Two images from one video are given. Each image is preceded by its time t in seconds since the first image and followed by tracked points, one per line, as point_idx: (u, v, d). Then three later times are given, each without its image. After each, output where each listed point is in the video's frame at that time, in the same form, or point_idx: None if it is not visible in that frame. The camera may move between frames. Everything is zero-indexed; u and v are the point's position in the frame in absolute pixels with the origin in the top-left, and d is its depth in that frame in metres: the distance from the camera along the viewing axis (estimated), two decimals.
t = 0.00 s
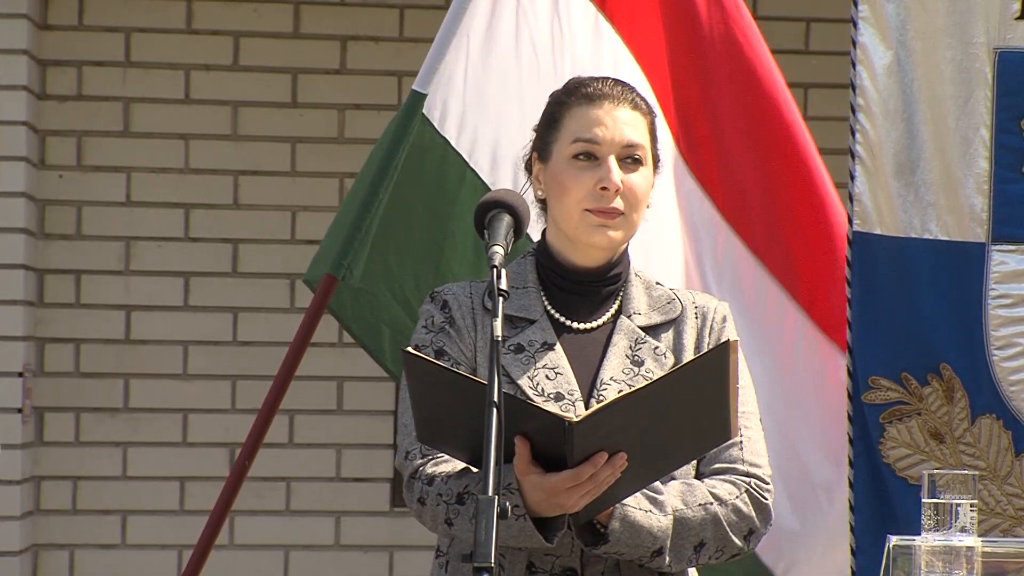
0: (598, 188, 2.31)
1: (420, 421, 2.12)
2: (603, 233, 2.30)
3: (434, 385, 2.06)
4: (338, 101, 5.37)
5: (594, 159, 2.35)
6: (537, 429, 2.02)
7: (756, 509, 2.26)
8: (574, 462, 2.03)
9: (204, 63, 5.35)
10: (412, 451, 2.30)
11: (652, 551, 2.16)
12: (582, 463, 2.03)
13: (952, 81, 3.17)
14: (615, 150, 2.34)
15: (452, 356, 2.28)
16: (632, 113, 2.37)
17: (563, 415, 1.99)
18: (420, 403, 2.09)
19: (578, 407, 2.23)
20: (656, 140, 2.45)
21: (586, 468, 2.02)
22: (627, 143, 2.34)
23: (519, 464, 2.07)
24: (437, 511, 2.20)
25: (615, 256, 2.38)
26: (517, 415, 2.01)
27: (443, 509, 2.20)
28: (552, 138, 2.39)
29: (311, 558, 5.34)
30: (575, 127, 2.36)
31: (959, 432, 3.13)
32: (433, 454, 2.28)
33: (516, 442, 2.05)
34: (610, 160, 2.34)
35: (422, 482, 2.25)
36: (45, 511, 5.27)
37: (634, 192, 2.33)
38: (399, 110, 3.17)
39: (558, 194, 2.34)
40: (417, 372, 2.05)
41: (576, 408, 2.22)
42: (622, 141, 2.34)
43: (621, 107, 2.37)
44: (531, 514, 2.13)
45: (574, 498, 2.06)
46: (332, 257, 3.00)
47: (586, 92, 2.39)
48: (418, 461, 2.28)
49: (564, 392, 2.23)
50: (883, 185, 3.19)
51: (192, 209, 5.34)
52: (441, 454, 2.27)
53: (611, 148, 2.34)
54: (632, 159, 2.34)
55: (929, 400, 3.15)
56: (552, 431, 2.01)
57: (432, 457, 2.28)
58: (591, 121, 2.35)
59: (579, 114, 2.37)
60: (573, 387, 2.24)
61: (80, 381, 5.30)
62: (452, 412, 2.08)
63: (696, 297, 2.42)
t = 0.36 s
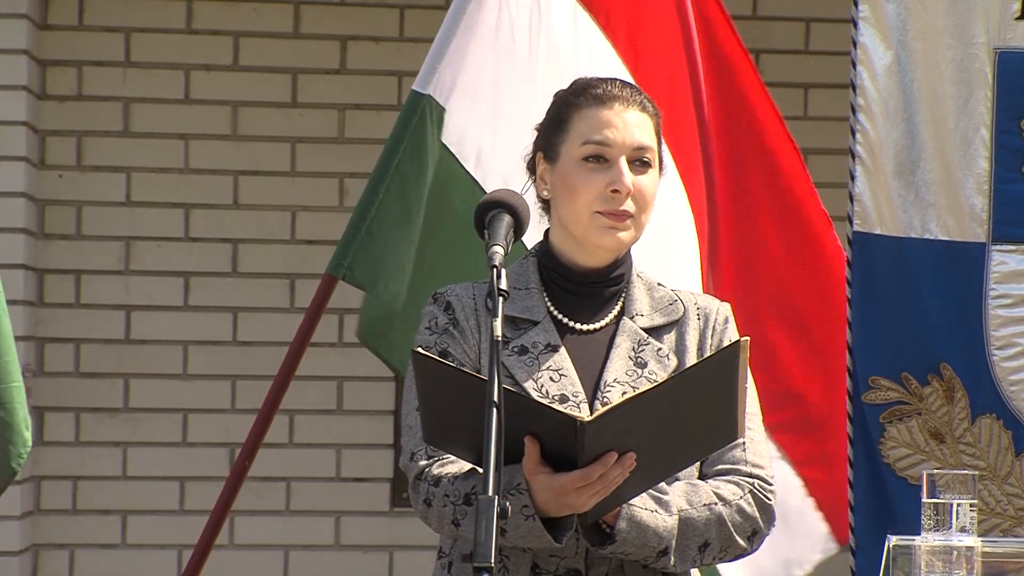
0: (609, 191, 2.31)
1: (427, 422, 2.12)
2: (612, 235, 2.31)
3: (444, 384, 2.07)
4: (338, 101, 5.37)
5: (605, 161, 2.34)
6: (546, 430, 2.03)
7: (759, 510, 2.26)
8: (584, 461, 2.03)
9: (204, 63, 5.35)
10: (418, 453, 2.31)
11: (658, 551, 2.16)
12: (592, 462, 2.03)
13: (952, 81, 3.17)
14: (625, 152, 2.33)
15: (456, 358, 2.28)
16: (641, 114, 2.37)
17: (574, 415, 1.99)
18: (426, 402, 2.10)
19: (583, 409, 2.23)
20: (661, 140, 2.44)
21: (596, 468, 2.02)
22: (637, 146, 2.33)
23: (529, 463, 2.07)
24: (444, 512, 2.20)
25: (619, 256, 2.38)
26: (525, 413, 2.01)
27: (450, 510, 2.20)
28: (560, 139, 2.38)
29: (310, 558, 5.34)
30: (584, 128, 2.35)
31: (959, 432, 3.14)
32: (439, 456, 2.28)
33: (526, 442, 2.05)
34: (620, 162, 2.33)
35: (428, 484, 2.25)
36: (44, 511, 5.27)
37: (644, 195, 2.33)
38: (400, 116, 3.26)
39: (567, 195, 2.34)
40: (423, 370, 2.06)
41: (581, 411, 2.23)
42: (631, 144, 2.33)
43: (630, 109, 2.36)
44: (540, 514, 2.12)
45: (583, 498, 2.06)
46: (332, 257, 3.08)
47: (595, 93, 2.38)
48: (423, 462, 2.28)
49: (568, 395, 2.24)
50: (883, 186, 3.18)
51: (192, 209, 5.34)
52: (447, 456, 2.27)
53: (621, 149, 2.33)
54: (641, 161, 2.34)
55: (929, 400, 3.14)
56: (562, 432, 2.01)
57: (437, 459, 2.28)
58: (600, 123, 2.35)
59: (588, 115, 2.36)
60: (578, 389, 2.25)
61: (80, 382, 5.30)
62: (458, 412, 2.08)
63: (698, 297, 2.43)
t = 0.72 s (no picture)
0: (611, 193, 2.31)
1: (428, 421, 2.12)
2: (615, 237, 2.31)
3: (445, 383, 2.07)
4: (338, 101, 5.37)
5: (607, 163, 2.34)
6: (551, 427, 2.02)
7: (759, 508, 2.26)
8: (588, 459, 2.03)
9: (204, 63, 5.35)
10: (419, 452, 2.30)
11: (659, 549, 2.16)
12: (597, 460, 2.03)
13: (952, 81, 3.17)
14: (628, 154, 2.33)
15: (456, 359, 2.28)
16: (643, 116, 2.37)
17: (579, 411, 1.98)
18: (427, 402, 2.10)
19: (584, 409, 2.23)
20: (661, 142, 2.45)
21: (601, 465, 2.02)
22: (639, 148, 2.34)
23: (533, 460, 2.07)
24: (446, 511, 2.20)
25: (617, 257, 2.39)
26: (526, 411, 2.01)
27: (453, 509, 2.20)
28: (562, 139, 2.38)
29: (310, 558, 5.34)
30: (586, 129, 2.35)
31: (959, 432, 3.14)
32: (441, 456, 2.28)
33: (531, 440, 2.05)
34: (623, 164, 2.33)
35: (429, 483, 2.25)
36: (44, 511, 5.27)
37: (645, 197, 2.33)
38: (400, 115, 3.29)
39: (568, 196, 2.34)
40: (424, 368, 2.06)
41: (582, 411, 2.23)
42: (635, 146, 2.33)
43: (632, 111, 2.36)
44: (544, 512, 2.11)
45: (588, 496, 2.06)
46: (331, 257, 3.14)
47: (597, 95, 2.38)
48: (424, 462, 2.28)
49: (569, 395, 2.23)
50: (883, 187, 3.17)
51: (191, 209, 5.34)
52: (448, 456, 2.27)
53: (623, 151, 2.33)
54: (644, 163, 2.34)
55: (929, 400, 3.14)
56: (567, 430, 2.01)
57: (439, 459, 2.28)
58: (602, 125, 2.35)
59: (591, 117, 2.36)
60: (579, 389, 2.25)
61: (79, 382, 5.29)
62: (459, 412, 2.08)
63: (695, 297, 2.43)
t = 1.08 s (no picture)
0: (613, 194, 2.31)
1: (430, 419, 2.13)
2: (617, 238, 2.31)
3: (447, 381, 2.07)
4: (338, 101, 5.37)
5: (609, 163, 2.34)
6: (556, 425, 2.02)
7: (760, 508, 2.26)
8: (593, 457, 2.03)
9: (204, 63, 5.35)
10: (420, 451, 2.30)
11: (661, 548, 2.16)
12: (601, 458, 2.03)
13: (954, 81, 3.18)
14: (630, 155, 2.33)
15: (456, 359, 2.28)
16: (645, 117, 2.37)
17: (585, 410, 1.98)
18: (429, 400, 2.10)
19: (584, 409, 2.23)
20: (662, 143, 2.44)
21: (605, 463, 2.02)
22: (641, 149, 2.34)
23: (537, 459, 2.07)
24: (448, 510, 2.20)
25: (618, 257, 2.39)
26: (528, 409, 2.01)
27: (455, 508, 2.20)
28: (564, 140, 2.38)
29: (310, 558, 5.34)
30: (588, 130, 2.35)
31: (960, 432, 3.15)
32: (442, 455, 2.28)
33: (535, 438, 2.05)
34: (625, 165, 2.33)
35: (431, 482, 2.25)
36: (45, 511, 5.27)
37: (648, 198, 2.33)
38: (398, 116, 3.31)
39: (570, 197, 2.34)
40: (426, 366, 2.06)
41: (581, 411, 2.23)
42: (637, 148, 2.33)
43: (635, 112, 2.36)
44: (547, 511, 2.11)
45: (592, 494, 2.06)
46: (332, 257, 3.15)
47: (600, 95, 2.37)
48: (425, 461, 2.28)
49: (570, 395, 2.23)
50: (884, 187, 3.16)
51: (191, 209, 5.34)
52: (450, 455, 2.27)
53: (625, 152, 2.33)
54: (646, 164, 2.34)
55: (931, 400, 3.14)
56: (571, 430, 2.01)
57: (440, 458, 2.28)
58: (605, 126, 2.34)
59: (593, 117, 2.36)
60: (579, 389, 2.25)
61: (80, 382, 5.29)
62: (460, 411, 2.08)
63: (695, 297, 2.43)
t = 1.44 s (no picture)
0: (616, 193, 2.31)
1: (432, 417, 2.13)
2: (619, 237, 2.31)
3: (449, 379, 2.07)
4: (338, 101, 5.37)
5: (612, 163, 2.34)
6: (559, 421, 2.02)
7: (761, 508, 2.27)
8: (596, 455, 2.03)
9: (204, 63, 5.35)
10: (421, 450, 2.30)
11: (662, 547, 2.16)
12: (605, 456, 2.03)
13: (955, 82, 3.18)
14: (633, 155, 2.33)
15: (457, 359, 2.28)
16: (648, 117, 2.37)
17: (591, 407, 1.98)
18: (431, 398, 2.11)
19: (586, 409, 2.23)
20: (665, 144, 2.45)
21: (608, 462, 2.02)
22: (644, 149, 2.34)
23: (541, 456, 2.07)
24: (450, 509, 2.20)
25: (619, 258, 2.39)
26: (528, 406, 2.01)
27: (456, 506, 2.20)
28: (567, 139, 2.38)
29: (310, 558, 5.34)
30: (591, 129, 2.35)
31: (961, 432, 3.14)
32: (444, 454, 2.28)
33: (539, 435, 2.05)
34: (628, 165, 2.33)
35: (432, 481, 2.25)
36: (44, 511, 5.27)
37: (650, 198, 2.33)
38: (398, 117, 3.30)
39: (573, 196, 2.33)
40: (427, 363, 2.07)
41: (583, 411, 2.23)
42: (640, 148, 2.33)
43: (638, 112, 2.36)
44: (550, 508, 2.12)
45: (595, 492, 2.06)
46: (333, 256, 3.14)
47: (603, 95, 2.37)
48: (427, 460, 2.28)
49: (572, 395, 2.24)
50: (886, 187, 3.18)
51: (191, 209, 5.34)
52: (451, 453, 2.28)
53: (629, 152, 2.33)
54: (648, 164, 2.34)
55: (931, 400, 3.14)
56: (576, 427, 2.01)
57: (442, 457, 2.28)
58: (608, 126, 2.34)
59: (596, 117, 2.36)
60: (581, 389, 2.25)
61: (80, 382, 5.29)
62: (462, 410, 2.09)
63: (696, 297, 2.43)
